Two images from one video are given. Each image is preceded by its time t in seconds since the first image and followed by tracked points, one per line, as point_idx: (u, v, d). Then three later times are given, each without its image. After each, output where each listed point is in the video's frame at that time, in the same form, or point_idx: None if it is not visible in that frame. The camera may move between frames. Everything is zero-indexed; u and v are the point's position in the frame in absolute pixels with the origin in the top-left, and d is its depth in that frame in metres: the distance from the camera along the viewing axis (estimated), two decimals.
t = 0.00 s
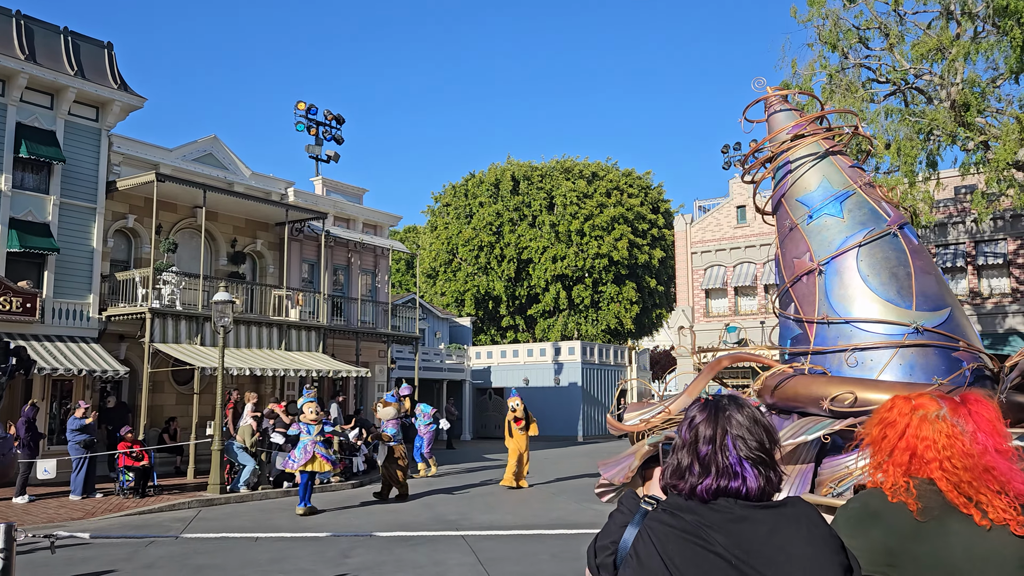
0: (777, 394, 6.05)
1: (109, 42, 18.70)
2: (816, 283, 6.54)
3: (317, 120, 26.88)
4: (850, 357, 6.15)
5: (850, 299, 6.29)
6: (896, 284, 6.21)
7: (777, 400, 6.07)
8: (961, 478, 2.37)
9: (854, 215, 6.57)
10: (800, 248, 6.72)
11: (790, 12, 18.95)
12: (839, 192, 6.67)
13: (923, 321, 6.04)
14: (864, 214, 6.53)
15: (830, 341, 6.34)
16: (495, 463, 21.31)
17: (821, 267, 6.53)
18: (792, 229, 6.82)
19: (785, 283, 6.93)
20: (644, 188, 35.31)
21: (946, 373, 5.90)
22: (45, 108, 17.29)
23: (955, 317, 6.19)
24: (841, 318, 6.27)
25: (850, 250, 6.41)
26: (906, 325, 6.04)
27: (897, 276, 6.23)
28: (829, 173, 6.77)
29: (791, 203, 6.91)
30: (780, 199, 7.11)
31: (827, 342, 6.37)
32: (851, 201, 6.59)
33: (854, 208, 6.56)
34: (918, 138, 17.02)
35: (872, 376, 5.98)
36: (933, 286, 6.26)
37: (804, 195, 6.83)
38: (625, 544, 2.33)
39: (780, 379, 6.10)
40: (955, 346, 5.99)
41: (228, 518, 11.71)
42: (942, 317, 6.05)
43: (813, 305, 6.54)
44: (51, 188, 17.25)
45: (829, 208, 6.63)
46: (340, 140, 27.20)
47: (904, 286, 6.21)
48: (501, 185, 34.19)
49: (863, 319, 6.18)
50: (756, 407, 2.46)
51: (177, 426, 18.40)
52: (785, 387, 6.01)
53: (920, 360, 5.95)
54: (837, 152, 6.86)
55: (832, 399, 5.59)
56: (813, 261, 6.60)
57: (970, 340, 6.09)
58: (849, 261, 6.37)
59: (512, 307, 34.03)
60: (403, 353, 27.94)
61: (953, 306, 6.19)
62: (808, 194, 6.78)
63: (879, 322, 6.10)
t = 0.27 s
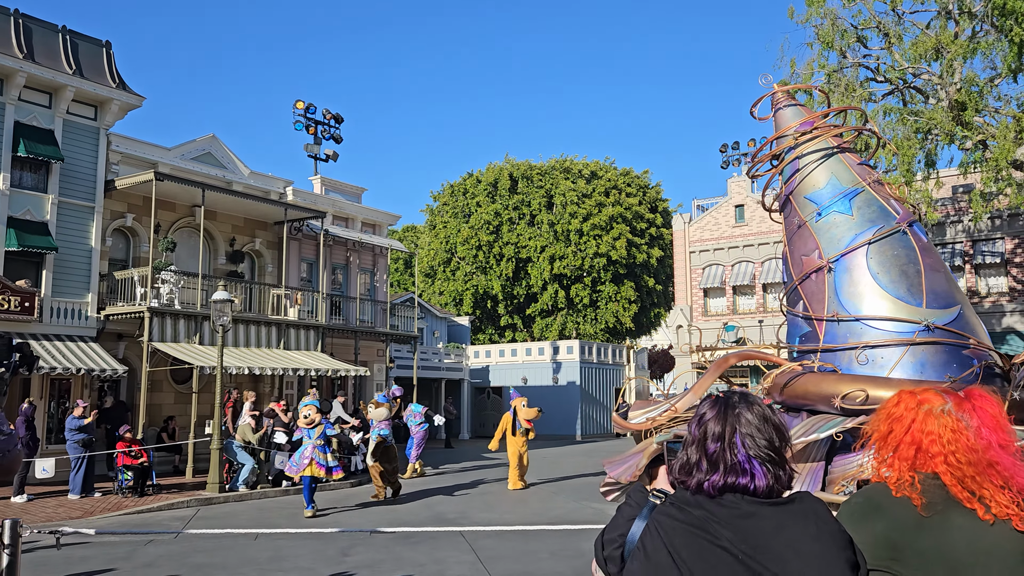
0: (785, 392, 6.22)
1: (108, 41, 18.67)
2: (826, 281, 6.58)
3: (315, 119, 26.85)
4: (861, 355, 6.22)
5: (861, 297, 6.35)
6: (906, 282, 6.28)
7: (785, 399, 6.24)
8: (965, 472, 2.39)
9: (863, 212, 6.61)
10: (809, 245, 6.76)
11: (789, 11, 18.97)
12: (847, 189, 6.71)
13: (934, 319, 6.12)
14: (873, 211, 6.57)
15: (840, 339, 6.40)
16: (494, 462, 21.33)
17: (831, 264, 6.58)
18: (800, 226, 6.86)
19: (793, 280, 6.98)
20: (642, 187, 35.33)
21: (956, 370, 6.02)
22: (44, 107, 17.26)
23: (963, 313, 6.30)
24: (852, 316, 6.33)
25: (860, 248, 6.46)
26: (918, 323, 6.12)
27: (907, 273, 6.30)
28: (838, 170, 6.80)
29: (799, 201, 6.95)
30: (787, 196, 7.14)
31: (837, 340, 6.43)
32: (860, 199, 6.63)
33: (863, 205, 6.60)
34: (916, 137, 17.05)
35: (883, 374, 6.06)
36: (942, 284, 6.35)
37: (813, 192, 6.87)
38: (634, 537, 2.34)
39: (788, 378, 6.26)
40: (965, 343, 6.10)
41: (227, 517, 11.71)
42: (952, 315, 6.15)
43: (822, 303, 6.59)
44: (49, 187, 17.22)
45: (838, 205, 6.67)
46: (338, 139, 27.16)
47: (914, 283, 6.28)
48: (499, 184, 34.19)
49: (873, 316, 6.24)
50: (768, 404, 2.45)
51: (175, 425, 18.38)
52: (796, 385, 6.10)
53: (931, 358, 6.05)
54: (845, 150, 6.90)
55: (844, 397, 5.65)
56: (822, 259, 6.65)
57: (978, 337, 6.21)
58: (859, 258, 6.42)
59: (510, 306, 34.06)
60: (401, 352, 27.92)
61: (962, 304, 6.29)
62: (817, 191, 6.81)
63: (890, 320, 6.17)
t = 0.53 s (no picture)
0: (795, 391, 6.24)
1: (106, 40, 18.64)
2: (836, 279, 6.58)
3: (314, 118, 26.83)
4: (872, 354, 6.23)
5: (872, 295, 6.35)
6: (917, 280, 6.29)
7: (795, 398, 6.26)
8: (964, 469, 2.37)
9: (873, 210, 6.60)
10: (818, 243, 6.75)
11: (787, 10, 18.97)
12: (857, 187, 6.71)
13: (946, 317, 6.13)
14: (883, 209, 6.56)
15: (850, 338, 6.41)
16: (493, 461, 21.33)
17: (840, 262, 6.57)
18: (809, 224, 6.86)
19: (802, 279, 6.98)
20: (642, 187, 35.37)
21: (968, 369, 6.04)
22: (42, 106, 17.23)
23: (975, 311, 6.30)
24: (864, 315, 6.33)
25: (870, 246, 6.46)
26: (930, 322, 6.14)
27: (918, 272, 6.30)
28: (847, 168, 6.82)
29: (809, 199, 6.94)
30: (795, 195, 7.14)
31: (847, 339, 6.44)
32: (870, 196, 6.64)
33: (874, 202, 6.60)
34: (915, 136, 17.04)
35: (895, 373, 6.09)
36: (953, 282, 6.35)
37: (822, 190, 6.86)
38: (635, 532, 2.33)
39: (797, 377, 6.27)
40: (977, 343, 6.12)
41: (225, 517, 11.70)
42: (964, 313, 6.14)
43: (832, 302, 6.59)
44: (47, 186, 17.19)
45: (847, 202, 6.67)
46: (337, 138, 27.14)
47: (926, 282, 6.29)
48: (498, 184, 34.17)
49: (885, 315, 6.24)
50: (777, 403, 2.42)
51: (174, 425, 18.36)
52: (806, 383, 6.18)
53: (942, 357, 6.07)
54: (854, 147, 6.92)
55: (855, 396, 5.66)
56: (832, 257, 6.63)
57: (990, 335, 6.22)
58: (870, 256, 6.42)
59: (509, 306, 34.07)
60: (400, 351, 27.90)
61: (974, 302, 6.29)
62: (826, 189, 6.82)
63: (900, 318, 6.18)
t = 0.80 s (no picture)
0: (805, 391, 6.36)
1: (105, 40, 18.63)
2: (845, 277, 6.70)
3: (313, 118, 26.81)
4: (883, 352, 6.32)
5: (883, 294, 6.46)
6: (927, 279, 6.42)
7: (804, 397, 6.40)
8: (957, 468, 2.36)
9: (882, 208, 6.76)
10: (827, 241, 6.90)
11: (786, 10, 18.97)
12: (866, 186, 6.87)
13: (958, 317, 6.23)
14: (892, 207, 6.72)
15: (860, 337, 6.48)
16: (492, 462, 21.31)
17: (850, 260, 6.70)
18: (818, 222, 7.00)
19: (810, 277, 7.10)
20: (641, 187, 35.36)
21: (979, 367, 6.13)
22: (40, 106, 17.22)
23: (985, 311, 6.42)
24: (874, 314, 6.43)
25: (880, 244, 6.59)
26: (941, 321, 6.24)
27: (928, 270, 6.42)
28: (856, 167, 6.98)
29: (818, 198, 7.10)
30: (803, 194, 7.31)
31: (857, 337, 6.53)
32: (879, 194, 6.80)
33: (883, 201, 6.76)
34: (914, 136, 17.03)
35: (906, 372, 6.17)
36: (963, 282, 6.47)
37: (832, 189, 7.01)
38: (626, 532, 2.31)
39: (807, 376, 6.42)
40: (988, 341, 6.21)
41: (223, 517, 11.68)
42: (976, 312, 6.25)
43: (842, 300, 6.70)
44: (46, 186, 17.18)
45: (856, 200, 6.83)
46: (336, 138, 27.11)
47: (936, 281, 6.41)
48: (497, 184, 34.15)
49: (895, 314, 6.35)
50: (771, 401, 2.40)
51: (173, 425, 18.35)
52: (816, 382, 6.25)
53: (953, 356, 6.17)
54: (862, 147, 7.09)
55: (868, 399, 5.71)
56: (841, 255, 6.77)
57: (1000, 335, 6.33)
58: (880, 254, 6.55)
59: (509, 306, 34.02)
60: (399, 352, 27.88)
61: (984, 302, 6.41)
62: (835, 188, 6.98)
63: (911, 317, 6.28)
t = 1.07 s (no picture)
0: (816, 392, 6.10)
1: (104, 40, 18.61)
2: (858, 277, 6.42)
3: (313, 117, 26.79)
4: (896, 353, 6.08)
5: (895, 294, 6.20)
6: (941, 279, 6.17)
7: (816, 398, 6.13)
8: (958, 477, 2.34)
9: (894, 208, 6.48)
10: (838, 240, 6.60)
11: (786, 10, 18.96)
12: (878, 184, 6.57)
13: (972, 317, 6.02)
14: (905, 206, 6.43)
15: (873, 337, 6.24)
16: (492, 462, 21.32)
17: (862, 260, 6.41)
18: (828, 221, 6.71)
19: (820, 277, 6.81)
20: (641, 186, 35.37)
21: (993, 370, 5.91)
22: (40, 106, 17.21)
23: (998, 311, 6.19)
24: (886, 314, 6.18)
25: (893, 244, 6.32)
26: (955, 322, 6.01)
27: (942, 270, 6.18)
28: (868, 165, 6.69)
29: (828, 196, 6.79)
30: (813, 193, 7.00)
31: (869, 338, 6.28)
32: (891, 193, 6.51)
33: (895, 200, 6.48)
34: (915, 136, 17.01)
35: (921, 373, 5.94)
36: (976, 281, 6.24)
37: (842, 188, 6.71)
38: (624, 540, 2.30)
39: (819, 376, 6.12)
40: (1002, 342, 6.00)
41: (222, 518, 11.68)
42: (990, 312, 6.03)
43: (853, 300, 6.43)
44: (46, 186, 17.17)
45: (868, 199, 6.54)
46: (336, 138, 27.12)
47: (950, 281, 6.17)
48: (497, 183, 34.13)
49: (909, 314, 6.10)
50: (769, 407, 2.40)
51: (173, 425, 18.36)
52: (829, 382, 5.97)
53: (967, 358, 5.95)
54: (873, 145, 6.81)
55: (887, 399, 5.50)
56: (853, 255, 6.48)
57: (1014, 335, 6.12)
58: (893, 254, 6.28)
59: (509, 305, 33.98)
60: (399, 351, 27.89)
61: (997, 302, 6.18)
62: (846, 186, 6.69)
63: (924, 317, 6.04)
